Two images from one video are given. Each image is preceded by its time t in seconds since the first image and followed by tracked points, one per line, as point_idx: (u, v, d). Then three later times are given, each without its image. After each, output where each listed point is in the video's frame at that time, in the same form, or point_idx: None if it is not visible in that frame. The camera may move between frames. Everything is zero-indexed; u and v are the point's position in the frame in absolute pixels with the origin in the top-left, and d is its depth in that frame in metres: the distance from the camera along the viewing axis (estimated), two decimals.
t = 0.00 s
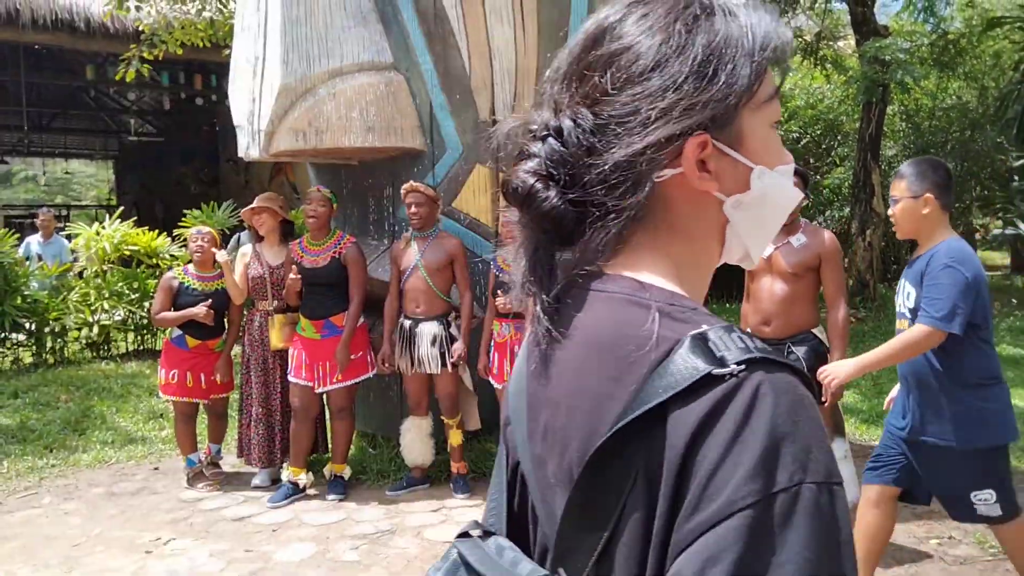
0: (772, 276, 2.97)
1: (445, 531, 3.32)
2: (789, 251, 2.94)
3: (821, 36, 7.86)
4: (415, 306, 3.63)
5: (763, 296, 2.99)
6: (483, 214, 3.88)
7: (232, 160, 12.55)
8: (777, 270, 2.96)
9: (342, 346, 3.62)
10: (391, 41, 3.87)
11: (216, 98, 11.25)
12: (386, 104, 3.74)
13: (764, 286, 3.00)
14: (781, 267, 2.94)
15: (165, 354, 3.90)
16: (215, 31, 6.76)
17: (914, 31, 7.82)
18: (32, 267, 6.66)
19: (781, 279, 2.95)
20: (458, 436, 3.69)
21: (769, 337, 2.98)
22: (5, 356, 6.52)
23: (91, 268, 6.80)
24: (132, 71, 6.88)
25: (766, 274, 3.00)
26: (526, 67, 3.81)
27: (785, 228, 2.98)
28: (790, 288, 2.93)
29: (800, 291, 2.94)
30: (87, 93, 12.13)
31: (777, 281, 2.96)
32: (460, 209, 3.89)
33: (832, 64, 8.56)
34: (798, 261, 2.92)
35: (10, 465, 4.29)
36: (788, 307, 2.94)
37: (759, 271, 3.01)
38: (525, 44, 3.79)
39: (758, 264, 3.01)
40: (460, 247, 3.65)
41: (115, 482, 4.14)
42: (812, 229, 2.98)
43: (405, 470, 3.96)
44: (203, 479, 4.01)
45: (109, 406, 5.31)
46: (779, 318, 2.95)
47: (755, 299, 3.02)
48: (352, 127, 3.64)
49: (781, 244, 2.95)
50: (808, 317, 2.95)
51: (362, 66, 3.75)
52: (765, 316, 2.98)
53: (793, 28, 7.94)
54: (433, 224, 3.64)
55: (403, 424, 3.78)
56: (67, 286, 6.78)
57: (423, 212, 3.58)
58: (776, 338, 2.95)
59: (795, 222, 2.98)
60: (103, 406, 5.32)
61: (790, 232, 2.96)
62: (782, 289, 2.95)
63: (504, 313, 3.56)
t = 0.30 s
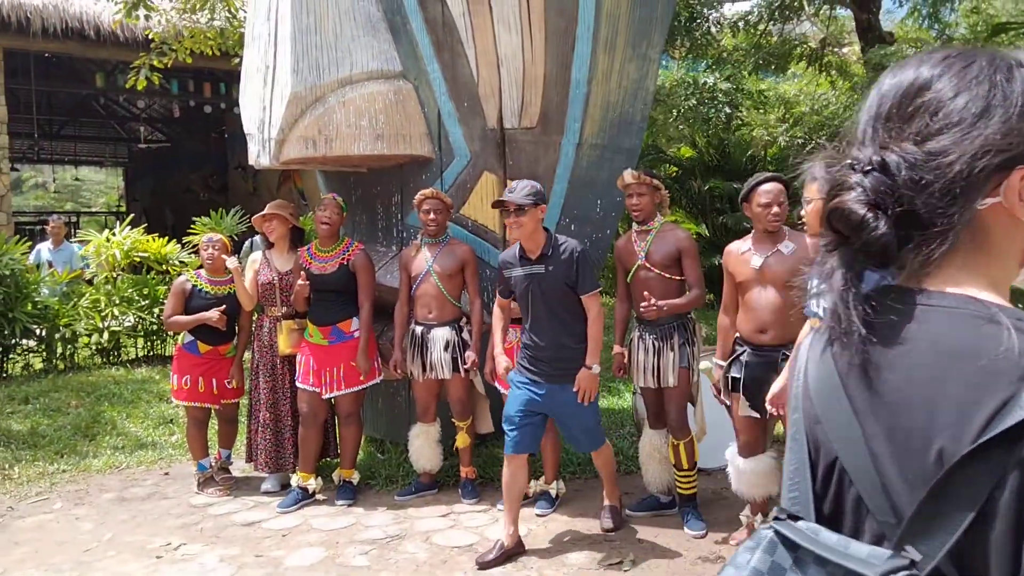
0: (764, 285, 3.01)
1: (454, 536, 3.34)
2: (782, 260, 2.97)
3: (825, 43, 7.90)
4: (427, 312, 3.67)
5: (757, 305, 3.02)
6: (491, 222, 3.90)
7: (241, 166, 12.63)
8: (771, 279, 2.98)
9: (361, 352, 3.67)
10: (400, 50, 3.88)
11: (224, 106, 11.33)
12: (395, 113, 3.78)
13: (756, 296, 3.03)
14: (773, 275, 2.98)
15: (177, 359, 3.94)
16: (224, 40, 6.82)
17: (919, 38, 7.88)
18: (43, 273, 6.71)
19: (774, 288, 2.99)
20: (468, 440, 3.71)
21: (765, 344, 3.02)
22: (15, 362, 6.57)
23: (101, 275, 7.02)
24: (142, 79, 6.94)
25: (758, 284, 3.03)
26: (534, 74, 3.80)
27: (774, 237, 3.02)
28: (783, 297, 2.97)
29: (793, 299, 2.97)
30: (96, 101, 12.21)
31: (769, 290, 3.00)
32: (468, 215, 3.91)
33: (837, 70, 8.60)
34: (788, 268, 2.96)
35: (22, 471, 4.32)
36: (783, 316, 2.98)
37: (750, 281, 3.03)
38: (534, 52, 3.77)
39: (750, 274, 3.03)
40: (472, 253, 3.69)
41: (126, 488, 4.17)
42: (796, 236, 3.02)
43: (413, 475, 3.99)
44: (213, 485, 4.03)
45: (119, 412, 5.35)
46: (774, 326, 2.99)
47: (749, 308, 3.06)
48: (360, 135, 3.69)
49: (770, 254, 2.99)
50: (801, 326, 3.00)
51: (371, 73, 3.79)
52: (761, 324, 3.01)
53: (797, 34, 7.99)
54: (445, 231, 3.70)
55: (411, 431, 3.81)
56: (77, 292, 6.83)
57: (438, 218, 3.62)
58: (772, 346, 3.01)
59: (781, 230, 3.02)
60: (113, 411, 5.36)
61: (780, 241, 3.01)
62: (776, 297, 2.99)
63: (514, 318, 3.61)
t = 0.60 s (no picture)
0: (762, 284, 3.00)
1: (460, 538, 3.34)
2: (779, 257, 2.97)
3: (829, 44, 7.89)
4: (435, 313, 3.68)
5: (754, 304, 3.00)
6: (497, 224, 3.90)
7: (246, 169, 12.65)
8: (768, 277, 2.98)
9: (371, 355, 3.73)
10: (405, 54, 3.91)
11: (229, 109, 11.36)
12: (400, 116, 3.79)
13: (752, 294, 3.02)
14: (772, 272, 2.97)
15: (184, 362, 3.95)
16: (229, 43, 6.85)
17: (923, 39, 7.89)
18: (49, 277, 6.73)
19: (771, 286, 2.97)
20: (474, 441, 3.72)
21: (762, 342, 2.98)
22: (22, 365, 6.59)
23: (107, 278, 6.99)
24: (147, 83, 6.95)
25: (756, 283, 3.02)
26: (539, 77, 3.78)
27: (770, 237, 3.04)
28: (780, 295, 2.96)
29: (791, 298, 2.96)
30: (102, 105, 12.24)
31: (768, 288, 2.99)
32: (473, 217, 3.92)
33: (840, 71, 8.60)
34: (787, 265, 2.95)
35: (29, 474, 4.33)
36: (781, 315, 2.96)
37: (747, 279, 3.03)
38: (538, 55, 3.77)
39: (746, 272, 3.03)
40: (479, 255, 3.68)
41: (132, 490, 4.18)
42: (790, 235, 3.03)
43: (419, 477, 3.99)
44: (219, 487, 4.04)
45: (126, 415, 5.37)
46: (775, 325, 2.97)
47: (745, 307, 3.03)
48: (365, 138, 3.69)
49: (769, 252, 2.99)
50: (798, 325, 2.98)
51: (376, 76, 3.80)
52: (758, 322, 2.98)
53: (801, 35, 7.98)
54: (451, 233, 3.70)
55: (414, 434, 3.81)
56: (84, 295, 6.85)
57: (448, 221, 3.62)
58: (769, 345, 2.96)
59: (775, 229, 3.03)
60: (120, 414, 5.37)
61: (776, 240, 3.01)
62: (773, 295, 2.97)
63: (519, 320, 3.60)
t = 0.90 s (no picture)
0: (768, 285, 3.02)
1: (464, 537, 3.34)
2: (787, 258, 3.00)
3: (833, 42, 7.87)
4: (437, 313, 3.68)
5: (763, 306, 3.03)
6: (500, 223, 3.90)
7: (250, 169, 12.66)
8: (776, 278, 3.01)
9: (372, 353, 3.70)
10: (407, 53, 3.88)
11: (233, 109, 11.37)
12: (403, 115, 3.78)
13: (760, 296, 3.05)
14: (779, 274, 3.00)
15: (187, 361, 3.96)
16: (232, 43, 6.86)
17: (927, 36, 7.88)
18: (53, 277, 6.74)
19: (779, 288, 3.01)
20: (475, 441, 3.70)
21: (772, 342, 3.03)
22: (27, 365, 6.61)
23: (112, 278, 7.00)
24: (150, 83, 6.94)
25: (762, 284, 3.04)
26: (542, 76, 3.79)
27: (776, 236, 3.05)
28: (788, 297, 3.01)
29: (799, 297, 3.02)
30: (106, 106, 12.25)
31: (775, 289, 3.02)
32: (476, 216, 3.92)
33: (844, 68, 8.59)
34: (794, 266, 2.99)
35: (34, 474, 4.34)
36: (791, 315, 3.02)
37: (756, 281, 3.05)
38: (541, 54, 3.77)
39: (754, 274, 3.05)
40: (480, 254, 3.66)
41: (137, 490, 4.18)
42: (792, 234, 3.07)
43: (423, 475, 3.99)
44: (223, 486, 4.04)
45: (130, 414, 5.38)
46: (783, 325, 3.02)
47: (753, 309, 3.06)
48: (369, 137, 3.69)
49: (774, 253, 3.02)
50: (806, 323, 3.05)
51: (379, 75, 3.79)
52: (769, 323, 3.03)
53: (805, 33, 7.97)
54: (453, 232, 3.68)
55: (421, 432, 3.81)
56: (88, 295, 6.86)
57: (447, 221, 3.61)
58: (779, 344, 3.02)
59: (778, 229, 3.06)
60: (124, 414, 5.38)
61: (782, 239, 3.04)
62: (782, 297, 3.01)
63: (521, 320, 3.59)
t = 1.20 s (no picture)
0: (786, 278, 2.98)
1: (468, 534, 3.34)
2: (803, 251, 2.94)
3: (838, 37, 7.84)
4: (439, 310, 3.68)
5: (779, 300, 3.00)
6: (505, 220, 3.90)
7: (254, 166, 12.65)
8: (791, 272, 2.96)
9: (378, 349, 3.66)
10: (411, 49, 3.86)
11: (237, 106, 11.37)
12: (407, 111, 3.77)
13: (779, 289, 3.01)
14: (797, 267, 2.95)
15: (193, 358, 3.97)
16: (236, 40, 6.87)
17: (932, 31, 7.87)
18: (58, 274, 6.75)
19: (795, 281, 2.96)
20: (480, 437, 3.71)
21: (789, 338, 3.00)
22: (32, 362, 6.63)
23: (116, 275, 7.00)
24: (155, 80, 6.94)
25: (780, 276, 3.00)
26: (546, 71, 3.80)
27: (793, 229, 2.99)
28: (804, 291, 2.96)
29: (816, 292, 2.96)
30: (110, 103, 12.27)
31: (792, 282, 2.97)
32: (480, 213, 3.89)
33: (849, 64, 8.56)
34: (812, 260, 2.93)
35: (39, 470, 4.36)
36: (807, 309, 2.96)
37: (772, 274, 3.02)
38: (544, 50, 3.79)
39: (771, 267, 3.01)
40: (484, 250, 3.66)
41: (142, 486, 4.19)
42: (813, 225, 2.99)
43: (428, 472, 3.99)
44: (228, 483, 4.05)
45: (135, 411, 5.39)
46: (799, 320, 2.97)
47: (769, 303, 3.04)
48: (373, 133, 3.69)
49: (792, 245, 2.96)
50: (824, 319, 2.97)
51: (383, 72, 3.79)
52: (785, 317, 2.99)
53: (809, 28, 7.94)
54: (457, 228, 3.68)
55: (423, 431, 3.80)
56: (93, 292, 6.88)
57: (448, 216, 3.61)
58: (796, 340, 2.99)
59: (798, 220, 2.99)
60: (129, 410, 5.39)
61: (800, 232, 2.98)
62: (798, 291, 2.97)
63: (525, 316, 3.60)
